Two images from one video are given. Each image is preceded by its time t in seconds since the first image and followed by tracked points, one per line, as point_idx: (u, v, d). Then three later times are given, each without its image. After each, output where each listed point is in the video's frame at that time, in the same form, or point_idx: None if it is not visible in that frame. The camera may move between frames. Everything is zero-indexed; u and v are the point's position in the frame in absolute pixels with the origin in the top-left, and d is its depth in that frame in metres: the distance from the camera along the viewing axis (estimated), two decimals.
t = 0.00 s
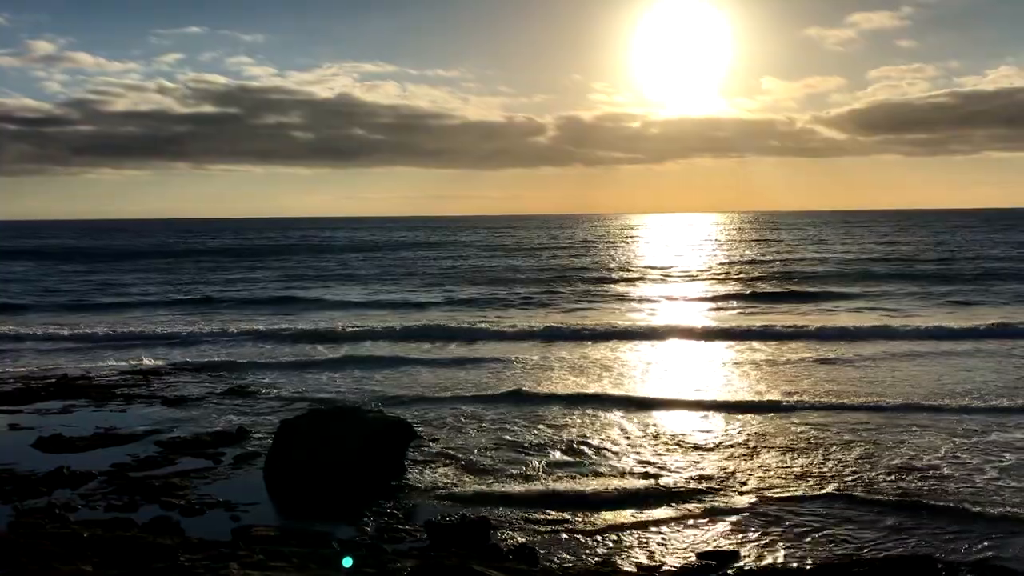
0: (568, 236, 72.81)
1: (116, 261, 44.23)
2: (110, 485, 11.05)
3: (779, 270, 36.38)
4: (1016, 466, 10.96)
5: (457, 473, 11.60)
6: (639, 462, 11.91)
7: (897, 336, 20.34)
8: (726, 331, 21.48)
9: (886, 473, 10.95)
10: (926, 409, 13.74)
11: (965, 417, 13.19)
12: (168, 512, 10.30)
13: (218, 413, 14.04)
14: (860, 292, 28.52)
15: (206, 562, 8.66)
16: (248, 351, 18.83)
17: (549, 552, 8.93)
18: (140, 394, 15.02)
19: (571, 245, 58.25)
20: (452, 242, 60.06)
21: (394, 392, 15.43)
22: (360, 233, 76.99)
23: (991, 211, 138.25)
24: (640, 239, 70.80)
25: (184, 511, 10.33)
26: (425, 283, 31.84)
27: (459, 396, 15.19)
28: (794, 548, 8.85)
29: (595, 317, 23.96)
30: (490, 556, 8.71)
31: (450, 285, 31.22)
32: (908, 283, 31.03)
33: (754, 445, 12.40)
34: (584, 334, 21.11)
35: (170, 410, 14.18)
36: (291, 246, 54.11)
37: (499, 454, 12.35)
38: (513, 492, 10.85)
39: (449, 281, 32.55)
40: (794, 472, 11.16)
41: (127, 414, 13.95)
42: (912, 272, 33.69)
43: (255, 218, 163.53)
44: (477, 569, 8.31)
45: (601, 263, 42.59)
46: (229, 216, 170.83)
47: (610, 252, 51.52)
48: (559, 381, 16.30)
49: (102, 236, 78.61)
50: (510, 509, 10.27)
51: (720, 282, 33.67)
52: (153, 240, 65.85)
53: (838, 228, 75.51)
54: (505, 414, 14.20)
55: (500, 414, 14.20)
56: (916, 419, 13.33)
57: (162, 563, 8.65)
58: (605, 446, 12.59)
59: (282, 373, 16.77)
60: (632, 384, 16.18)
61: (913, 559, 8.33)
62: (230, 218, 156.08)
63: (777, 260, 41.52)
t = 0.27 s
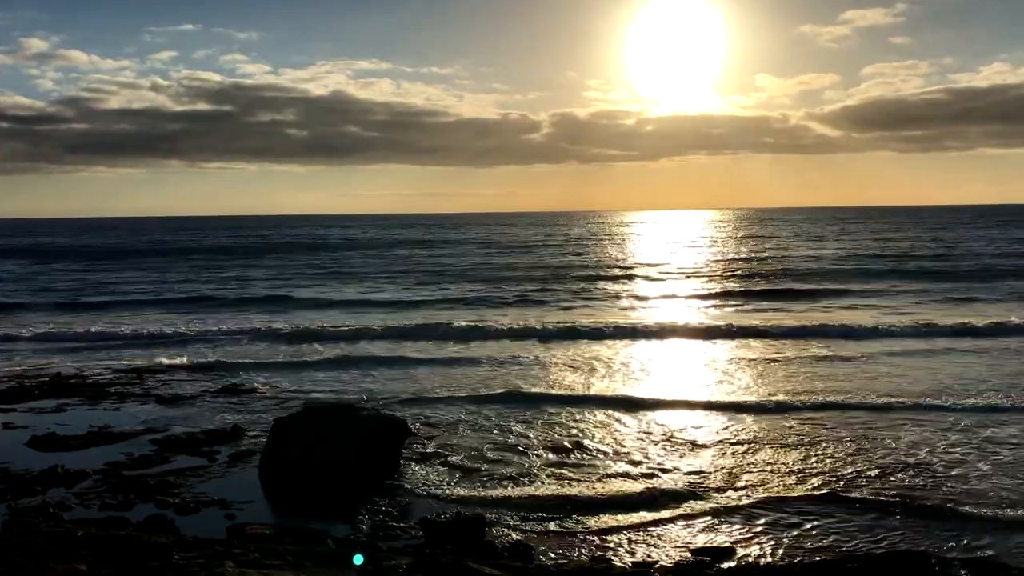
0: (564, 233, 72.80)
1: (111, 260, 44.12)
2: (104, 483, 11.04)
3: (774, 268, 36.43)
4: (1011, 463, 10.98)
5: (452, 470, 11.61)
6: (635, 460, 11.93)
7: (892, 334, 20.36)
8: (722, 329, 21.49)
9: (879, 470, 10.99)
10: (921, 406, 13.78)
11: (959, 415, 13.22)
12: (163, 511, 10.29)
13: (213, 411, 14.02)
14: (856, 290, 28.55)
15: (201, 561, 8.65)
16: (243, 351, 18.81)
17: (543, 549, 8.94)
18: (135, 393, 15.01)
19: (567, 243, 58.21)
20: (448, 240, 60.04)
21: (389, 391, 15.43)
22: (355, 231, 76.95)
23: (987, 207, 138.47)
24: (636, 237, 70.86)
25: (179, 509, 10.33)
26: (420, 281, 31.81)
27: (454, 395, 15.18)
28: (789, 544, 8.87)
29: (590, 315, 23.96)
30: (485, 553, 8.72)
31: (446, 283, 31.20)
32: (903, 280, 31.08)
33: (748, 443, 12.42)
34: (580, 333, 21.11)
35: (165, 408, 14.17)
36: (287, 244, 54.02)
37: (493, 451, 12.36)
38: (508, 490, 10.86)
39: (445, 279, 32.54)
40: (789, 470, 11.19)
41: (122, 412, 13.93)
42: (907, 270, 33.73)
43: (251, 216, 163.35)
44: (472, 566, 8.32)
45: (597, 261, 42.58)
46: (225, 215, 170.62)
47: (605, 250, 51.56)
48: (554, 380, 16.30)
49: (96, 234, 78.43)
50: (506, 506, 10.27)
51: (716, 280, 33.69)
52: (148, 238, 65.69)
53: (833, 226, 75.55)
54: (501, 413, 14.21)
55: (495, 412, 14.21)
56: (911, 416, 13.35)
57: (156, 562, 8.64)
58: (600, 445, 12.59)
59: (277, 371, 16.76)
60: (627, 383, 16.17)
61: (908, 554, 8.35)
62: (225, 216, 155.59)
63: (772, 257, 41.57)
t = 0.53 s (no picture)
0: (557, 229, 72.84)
1: (101, 256, 43.94)
2: (95, 480, 11.00)
3: (767, 264, 36.50)
4: (1001, 459, 11.04)
5: (444, 466, 11.62)
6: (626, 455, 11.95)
7: (884, 331, 20.42)
8: (715, 326, 21.52)
9: (870, 466, 11.03)
10: (912, 402, 13.83)
11: (950, 411, 13.28)
12: (154, 508, 10.27)
13: (204, 408, 13.99)
14: (848, 286, 28.62)
15: (193, 558, 8.64)
16: (235, 348, 18.76)
17: (535, 545, 8.95)
18: (126, 390, 14.97)
19: (560, 239, 58.18)
20: (442, 237, 59.97)
21: (381, 388, 15.41)
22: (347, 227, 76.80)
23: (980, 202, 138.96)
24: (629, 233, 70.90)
25: (170, 506, 10.30)
26: (413, 278, 31.77)
27: (446, 392, 15.18)
28: (780, 539, 8.90)
29: (583, 312, 23.97)
30: (478, 549, 8.73)
31: (439, 280, 31.17)
32: (896, 277, 31.15)
33: (739, 439, 12.45)
34: (573, 330, 21.13)
35: (155, 405, 14.13)
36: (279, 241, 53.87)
37: (485, 447, 12.36)
38: (500, 485, 10.87)
39: (438, 276, 32.51)
40: (780, 465, 11.22)
41: (112, 409, 13.89)
42: (899, 266, 33.82)
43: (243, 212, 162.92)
44: (465, 562, 8.32)
45: (590, 257, 42.59)
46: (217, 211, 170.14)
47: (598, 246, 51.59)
48: (547, 377, 16.30)
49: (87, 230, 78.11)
50: (497, 502, 10.29)
51: (709, 276, 33.74)
52: (140, 235, 65.47)
53: (826, 221, 75.72)
54: (493, 409, 14.21)
55: (487, 409, 14.20)
56: (903, 412, 13.40)
57: (148, 559, 8.62)
58: (592, 441, 12.61)
59: (268, 369, 16.73)
60: (619, 381, 16.18)
61: (898, 549, 8.40)
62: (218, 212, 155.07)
63: (765, 253, 41.63)
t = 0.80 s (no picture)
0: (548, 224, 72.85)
1: (90, 252, 43.69)
2: (85, 476, 10.99)
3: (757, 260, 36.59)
4: (987, 453, 11.14)
5: (434, 461, 11.65)
6: (615, 450, 12.00)
7: (874, 327, 20.50)
8: (706, 323, 21.58)
9: (858, 461, 11.12)
10: (901, 398, 13.92)
11: (938, 407, 13.37)
12: (145, 503, 10.27)
13: (194, 403, 13.98)
14: (838, 282, 28.72)
15: (183, 553, 8.64)
16: (224, 345, 18.72)
17: (525, 539, 8.99)
18: (115, 385, 14.93)
19: (550, 234, 58.15)
20: (432, 231, 59.92)
21: (371, 384, 15.43)
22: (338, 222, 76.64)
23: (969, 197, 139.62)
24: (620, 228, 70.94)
25: (161, 501, 10.30)
26: (404, 274, 31.73)
27: (437, 388, 15.20)
28: (769, 533, 8.96)
29: (574, 309, 24.00)
30: (468, 544, 8.76)
31: (429, 275, 31.14)
32: (886, 273, 31.28)
33: (729, 434, 12.52)
34: (563, 326, 21.16)
35: (145, 401, 14.10)
36: (269, 236, 53.68)
37: (476, 443, 12.39)
38: (490, 480, 10.91)
39: (429, 272, 32.49)
40: (767, 460, 11.29)
41: (102, 405, 13.86)
42: (889, 262, 33.95)
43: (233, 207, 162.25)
44: (454, 557, 8.36)
45: (581, 252, 42.62)
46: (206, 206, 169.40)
47: (589, 241, 51.63)
48: (538, 374, 16.31)
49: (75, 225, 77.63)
50: (488, 497, 10.32)
51: (700, 272, 33.81)
52: (129, 229, 65.22)
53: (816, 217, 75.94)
54: (483, 404, 14.25)
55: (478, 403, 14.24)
56: (891, 407, 13.49)
57: (137, 554, 8.62)
58: (582, 435, 12.67)
59: (258, 365, 16.70)
60: (611, 377, 16.21)
61: (885, 542, 8.46)
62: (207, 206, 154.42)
63: (756, 249, 41.74)
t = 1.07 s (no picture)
0: (538, 220, 72.83)
1: (77, 248, 43.44)
2: (70, 473, 10.94)
3: (745, 256, 36.70)
4: (970, 449, 11.24)
5: (422, 457, 11.66)
6: (603, 446, 12.04)
7: (862, 324, 20.59)
8: (694, 320, 21.63)
9: (844, 456, 11.18)
10: (887, 394, 13.99)
11: (924, 402, 13.45)
12: (131, 500, 10.24)
13: (181, 400, 13.95)
14: (827, 279, 28.83)
15: (169, 550, 8.62)
16: (211, 341, 18.68)
17: (513, 534, 9.01)
18: (101, 382, 14.87)
19: (540, 230, 58.18)
20: (421, 227, 59.84)
21: (359, 381, 15.44)
22: (328, 217, 76.44)
23: (958, 193, 140.28)
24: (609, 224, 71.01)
25: (147, 498, 10.27)
26: (392, 270, 31.70)
27: (424, 384, 15.21)
28: (756, 527, 9.01)
29: (564, 306, 24.02)
30: (455, 539, 8.77)
31: (418, 272, 31.12)
32: (874, 269, 31.41)
33: (716, 430, 12.57)
34: (551, 323, 21.19)
35: (131, 397, 14.06)
36: (258, 231, 53.52)
37: (464, 438, 12.39)
38: (478, 475, 10.92)
39: (418, 269, 32.45)
40: (753, 456, 11.35)
41: (87, 401, 13.81)
42: (877, 258, 34.09)
43: (222, 202, 161.55)
44: (442, 552, 8.37)
45: (570, 248, 42.63)
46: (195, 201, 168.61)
47: (579, 237, 51.65)
48: (526, 371, 16.31)
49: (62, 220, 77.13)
50: (476, 492, 10.34)
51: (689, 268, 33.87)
52: (117, 225, 64.92)
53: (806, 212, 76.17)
54: (470, 399, 14.28)
55: (465, 399, 14.27)
56: (877, 403, 13.56)
57: (124, 551, 8.59)
58: (570, 431, 12.70)
59: (245, 361, 16.67)
60: (599, 375, 16.22)
61: (871, 536, 8.51)
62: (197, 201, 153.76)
63: (744, 245, 41.84)
